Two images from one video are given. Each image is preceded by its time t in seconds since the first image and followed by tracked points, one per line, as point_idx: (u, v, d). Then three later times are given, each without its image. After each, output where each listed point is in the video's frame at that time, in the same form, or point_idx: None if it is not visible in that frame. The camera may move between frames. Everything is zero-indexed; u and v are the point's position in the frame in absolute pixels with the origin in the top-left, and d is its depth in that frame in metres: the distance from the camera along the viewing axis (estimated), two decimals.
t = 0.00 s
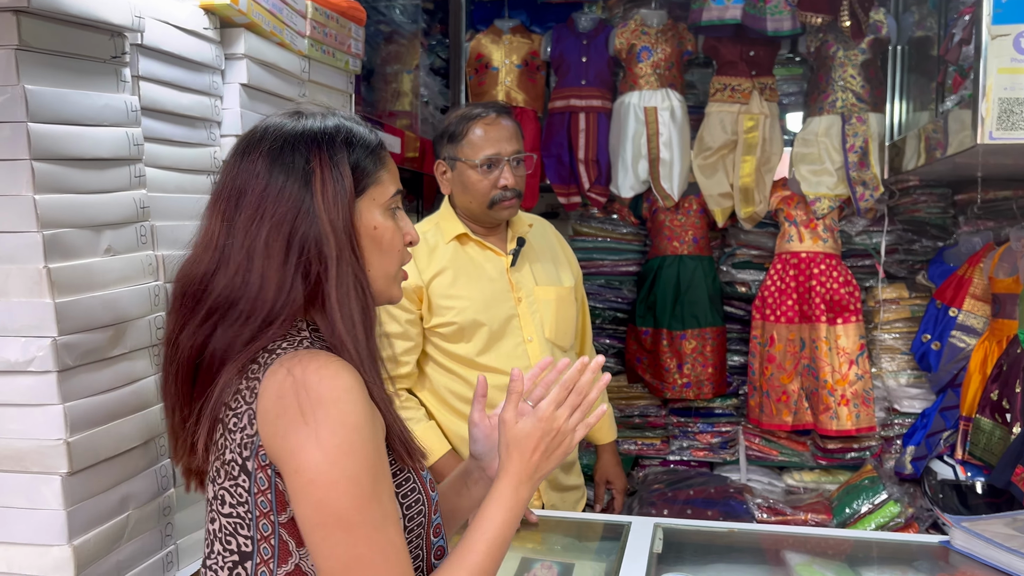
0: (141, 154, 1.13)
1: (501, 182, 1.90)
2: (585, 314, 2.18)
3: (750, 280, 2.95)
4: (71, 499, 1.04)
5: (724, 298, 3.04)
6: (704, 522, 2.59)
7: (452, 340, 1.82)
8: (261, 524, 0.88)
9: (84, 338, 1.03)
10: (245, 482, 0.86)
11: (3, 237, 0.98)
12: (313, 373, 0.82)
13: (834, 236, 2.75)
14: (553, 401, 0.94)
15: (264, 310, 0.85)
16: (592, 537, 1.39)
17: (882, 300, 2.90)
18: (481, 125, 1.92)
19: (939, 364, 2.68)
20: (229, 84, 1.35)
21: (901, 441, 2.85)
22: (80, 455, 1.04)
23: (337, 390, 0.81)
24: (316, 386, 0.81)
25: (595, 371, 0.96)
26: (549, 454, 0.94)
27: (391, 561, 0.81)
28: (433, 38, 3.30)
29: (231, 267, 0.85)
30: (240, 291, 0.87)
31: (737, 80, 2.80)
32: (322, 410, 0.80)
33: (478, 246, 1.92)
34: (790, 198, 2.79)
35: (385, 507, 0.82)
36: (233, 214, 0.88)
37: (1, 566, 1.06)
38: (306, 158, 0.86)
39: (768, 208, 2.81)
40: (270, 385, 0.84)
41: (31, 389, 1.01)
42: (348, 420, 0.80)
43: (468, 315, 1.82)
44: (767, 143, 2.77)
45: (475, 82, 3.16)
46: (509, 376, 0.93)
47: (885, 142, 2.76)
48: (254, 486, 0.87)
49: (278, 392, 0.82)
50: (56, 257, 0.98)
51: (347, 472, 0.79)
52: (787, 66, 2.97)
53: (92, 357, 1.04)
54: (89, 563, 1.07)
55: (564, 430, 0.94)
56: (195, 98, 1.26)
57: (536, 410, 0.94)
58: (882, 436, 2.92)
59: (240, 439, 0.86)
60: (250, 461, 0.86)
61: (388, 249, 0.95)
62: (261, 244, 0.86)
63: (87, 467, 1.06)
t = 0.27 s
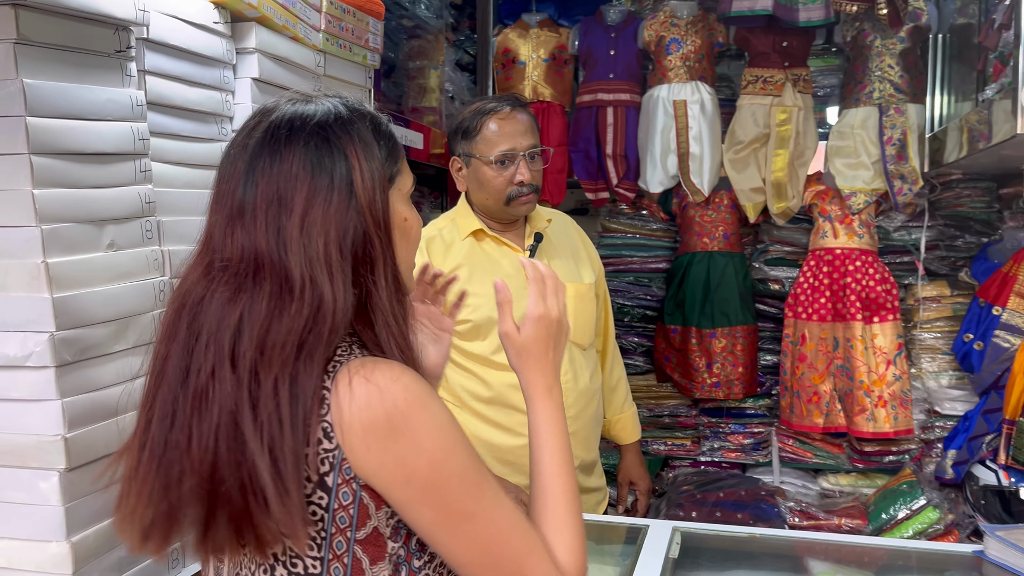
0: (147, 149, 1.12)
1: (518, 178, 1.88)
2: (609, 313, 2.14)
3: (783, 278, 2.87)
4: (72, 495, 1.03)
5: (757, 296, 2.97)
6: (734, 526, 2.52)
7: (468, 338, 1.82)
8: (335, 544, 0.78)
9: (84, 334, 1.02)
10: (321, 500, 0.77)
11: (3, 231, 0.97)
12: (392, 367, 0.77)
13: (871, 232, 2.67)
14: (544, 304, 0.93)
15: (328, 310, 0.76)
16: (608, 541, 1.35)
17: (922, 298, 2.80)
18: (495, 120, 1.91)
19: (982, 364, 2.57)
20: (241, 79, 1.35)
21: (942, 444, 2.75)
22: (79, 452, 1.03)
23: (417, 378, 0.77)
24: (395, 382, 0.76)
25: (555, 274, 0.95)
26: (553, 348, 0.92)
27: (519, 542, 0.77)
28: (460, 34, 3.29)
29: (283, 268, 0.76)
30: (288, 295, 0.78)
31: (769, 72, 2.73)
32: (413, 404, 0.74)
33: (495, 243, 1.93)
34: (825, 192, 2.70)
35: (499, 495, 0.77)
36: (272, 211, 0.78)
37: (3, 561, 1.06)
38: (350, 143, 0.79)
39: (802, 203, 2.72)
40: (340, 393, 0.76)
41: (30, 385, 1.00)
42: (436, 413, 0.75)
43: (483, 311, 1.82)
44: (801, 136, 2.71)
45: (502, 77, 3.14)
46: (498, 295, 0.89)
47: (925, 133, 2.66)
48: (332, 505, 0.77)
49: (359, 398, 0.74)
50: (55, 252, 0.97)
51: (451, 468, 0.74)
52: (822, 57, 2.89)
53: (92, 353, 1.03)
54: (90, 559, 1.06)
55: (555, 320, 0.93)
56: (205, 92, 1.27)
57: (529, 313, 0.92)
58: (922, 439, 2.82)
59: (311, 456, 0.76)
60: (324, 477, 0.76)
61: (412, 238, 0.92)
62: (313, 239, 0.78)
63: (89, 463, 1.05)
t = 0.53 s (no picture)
0: (166, 155, 1.12)
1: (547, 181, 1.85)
2: (646, 321, 2.09)
3: (836, 281, 2.76)
4: (82, 503, 1.03)
5: (809, 300, 2.86)
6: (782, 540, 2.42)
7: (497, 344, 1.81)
8: (379, 556, 0.83)
9: (96, 340, 1.01)
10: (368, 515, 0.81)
11: (15, 239, 0.97)
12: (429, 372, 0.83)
13: (930, 234, 2.53)
14: (463, 251, 0.95)
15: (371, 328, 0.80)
16: (638, 556, 1.30)
17: (986, 304, 2.63)
18: (526, 122, 1.88)
19: None
20: (266, 83, 1.37)
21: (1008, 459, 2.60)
22: (90, 461, 1.02)
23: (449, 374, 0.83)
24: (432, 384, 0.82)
25: (462, 217, 0.97)
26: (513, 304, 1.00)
27: (573, 463, 0.86)
28: (502, 35, 3.26)
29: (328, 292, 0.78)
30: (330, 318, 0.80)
31: (821, 68, 2.62)
32: (452, 399, 0.80)
33: (527, 248, 1.90)
34: (880, 192, 2.58)
35: (541, 432, 0.85)
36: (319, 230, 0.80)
37: (16, 565, 1.06)
38: (375, 161, 0.82)
39: (856, 204, 2.61)
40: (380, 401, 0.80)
41: (41, 392, 1.00)
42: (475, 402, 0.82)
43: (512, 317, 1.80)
44: (854, 134, 2.58)
45: (544, 77, 3.10)
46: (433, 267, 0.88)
47: (990, 130, 2.51)
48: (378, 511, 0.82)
49: (407, 404, 0.80)
50: (68, 258, 0.97)
51: (496, 436, 0.81)
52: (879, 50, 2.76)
53: (104, 360, 1.03)
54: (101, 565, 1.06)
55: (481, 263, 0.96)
56: (228, 97, 1.29)
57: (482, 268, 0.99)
58: (986, 453, 2.67)
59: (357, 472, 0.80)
60: (370, 490, 0.81)
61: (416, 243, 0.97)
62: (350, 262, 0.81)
63: (100, 469, 1.05)
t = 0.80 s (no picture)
0: (180, 162, 1.13)
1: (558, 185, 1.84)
2: (674, 327, 2.06)
3: (881, 287, 2.65)
4: (90, 507, 0.96)
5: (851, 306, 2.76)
6: (822, 554, 2.34)
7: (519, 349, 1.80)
8: (338, 563, 0.81)
9: (105, 346, 0.98)
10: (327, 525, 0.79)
11: (24, 247, 0.96)
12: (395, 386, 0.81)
13: (979, 238, 2.42)
14: (412, 242, 0.87)
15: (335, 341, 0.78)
16: (658, 568, 1.27)
17: None
18: (541, 124, 1.87)
19: None
20: (284, 89, 1.40)
21: None
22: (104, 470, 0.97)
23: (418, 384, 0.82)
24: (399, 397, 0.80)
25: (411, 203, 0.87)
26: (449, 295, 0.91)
27: (543, 445, 0.86)
28: (538, 36, 3.24)
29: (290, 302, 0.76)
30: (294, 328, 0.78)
31: (864, 66, 2.53)
32: (416, 411, 0.79)
33: (551, 252, 1.89)
34: (927, 194, 2.48)
35: (505, 412, 0.84)
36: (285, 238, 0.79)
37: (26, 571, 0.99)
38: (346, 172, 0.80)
39: (900, 207, 2.52)
40: (344, 416, 0.78)
41: (51, 395, 0.95)
42: (440, 412, 0.80)
43: (533, 322, 1.79)
44: (899, 134, 2.49)
45: (579, 79, 3.07)
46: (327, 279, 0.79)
47: None
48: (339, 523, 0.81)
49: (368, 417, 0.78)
50: (76, 266, 0.96)
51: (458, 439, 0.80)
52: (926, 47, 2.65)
53: (113, 365, 0.99)
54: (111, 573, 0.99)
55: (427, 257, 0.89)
56: (243, 104, 1.31)
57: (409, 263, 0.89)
58: None
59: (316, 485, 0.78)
60: (332, 503, 0.79)
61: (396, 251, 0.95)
62: (311, 271, 0.79)
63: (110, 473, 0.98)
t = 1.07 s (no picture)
0: (184, 165, 1.18)
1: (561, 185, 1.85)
2: (701, 332, 2.02)
3: (924, 289, 2.56)
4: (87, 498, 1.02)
5: (893, 309, 2.67)
6: (858, 565, 2.25)
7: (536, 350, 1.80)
8: (267, 550, 0.81)
9: (104, 344, 1.03)
10: (249, 511, 0.80)
11: (32, 247, 1.01)
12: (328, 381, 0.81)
13: None
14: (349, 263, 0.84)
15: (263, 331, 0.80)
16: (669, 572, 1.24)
17: None
18: (549, 125, 1.89)
19: None
20: (296, 92, 1.44)
21: None
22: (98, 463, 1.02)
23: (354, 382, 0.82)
24: (330, 390, 0.80)
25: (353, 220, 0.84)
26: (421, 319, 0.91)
27: (495, 460, 0.82)
28: (574, 37, 3.22)
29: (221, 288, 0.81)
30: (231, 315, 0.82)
31: (905, 59, 2.44)
32: (344, 406, 0.79)
33: (571, 253, 1.88)
34: (973, 193, 2.38)
35: (454, 426, 0.82)
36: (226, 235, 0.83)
37: (30, 559, 1.05)
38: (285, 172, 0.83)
39: (944, 206, 2.42)
40: (271, 407, 0.80)
41: (54, 390, 1.00)
42: (370, 408, 0.79)
43: (550, 323, 1.78)
44: (942, 130, 2.39)
45: (613, 79, 3.04)
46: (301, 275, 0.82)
47: None
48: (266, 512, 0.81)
49: (291, 406, 0.79)
50: (78, 266, 1.00)
51: (391, 441, 0.79)
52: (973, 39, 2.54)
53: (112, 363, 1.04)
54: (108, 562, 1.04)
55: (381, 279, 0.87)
56: (254, 107, 1.35)
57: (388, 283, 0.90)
58: None
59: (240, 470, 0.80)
60: (257, 490, 0.80)
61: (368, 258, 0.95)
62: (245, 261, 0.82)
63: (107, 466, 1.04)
